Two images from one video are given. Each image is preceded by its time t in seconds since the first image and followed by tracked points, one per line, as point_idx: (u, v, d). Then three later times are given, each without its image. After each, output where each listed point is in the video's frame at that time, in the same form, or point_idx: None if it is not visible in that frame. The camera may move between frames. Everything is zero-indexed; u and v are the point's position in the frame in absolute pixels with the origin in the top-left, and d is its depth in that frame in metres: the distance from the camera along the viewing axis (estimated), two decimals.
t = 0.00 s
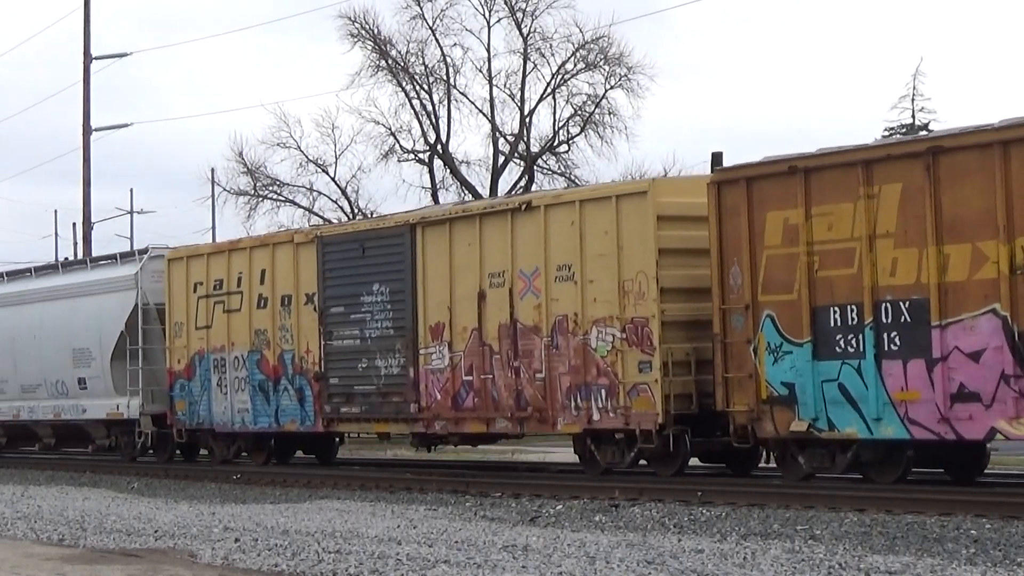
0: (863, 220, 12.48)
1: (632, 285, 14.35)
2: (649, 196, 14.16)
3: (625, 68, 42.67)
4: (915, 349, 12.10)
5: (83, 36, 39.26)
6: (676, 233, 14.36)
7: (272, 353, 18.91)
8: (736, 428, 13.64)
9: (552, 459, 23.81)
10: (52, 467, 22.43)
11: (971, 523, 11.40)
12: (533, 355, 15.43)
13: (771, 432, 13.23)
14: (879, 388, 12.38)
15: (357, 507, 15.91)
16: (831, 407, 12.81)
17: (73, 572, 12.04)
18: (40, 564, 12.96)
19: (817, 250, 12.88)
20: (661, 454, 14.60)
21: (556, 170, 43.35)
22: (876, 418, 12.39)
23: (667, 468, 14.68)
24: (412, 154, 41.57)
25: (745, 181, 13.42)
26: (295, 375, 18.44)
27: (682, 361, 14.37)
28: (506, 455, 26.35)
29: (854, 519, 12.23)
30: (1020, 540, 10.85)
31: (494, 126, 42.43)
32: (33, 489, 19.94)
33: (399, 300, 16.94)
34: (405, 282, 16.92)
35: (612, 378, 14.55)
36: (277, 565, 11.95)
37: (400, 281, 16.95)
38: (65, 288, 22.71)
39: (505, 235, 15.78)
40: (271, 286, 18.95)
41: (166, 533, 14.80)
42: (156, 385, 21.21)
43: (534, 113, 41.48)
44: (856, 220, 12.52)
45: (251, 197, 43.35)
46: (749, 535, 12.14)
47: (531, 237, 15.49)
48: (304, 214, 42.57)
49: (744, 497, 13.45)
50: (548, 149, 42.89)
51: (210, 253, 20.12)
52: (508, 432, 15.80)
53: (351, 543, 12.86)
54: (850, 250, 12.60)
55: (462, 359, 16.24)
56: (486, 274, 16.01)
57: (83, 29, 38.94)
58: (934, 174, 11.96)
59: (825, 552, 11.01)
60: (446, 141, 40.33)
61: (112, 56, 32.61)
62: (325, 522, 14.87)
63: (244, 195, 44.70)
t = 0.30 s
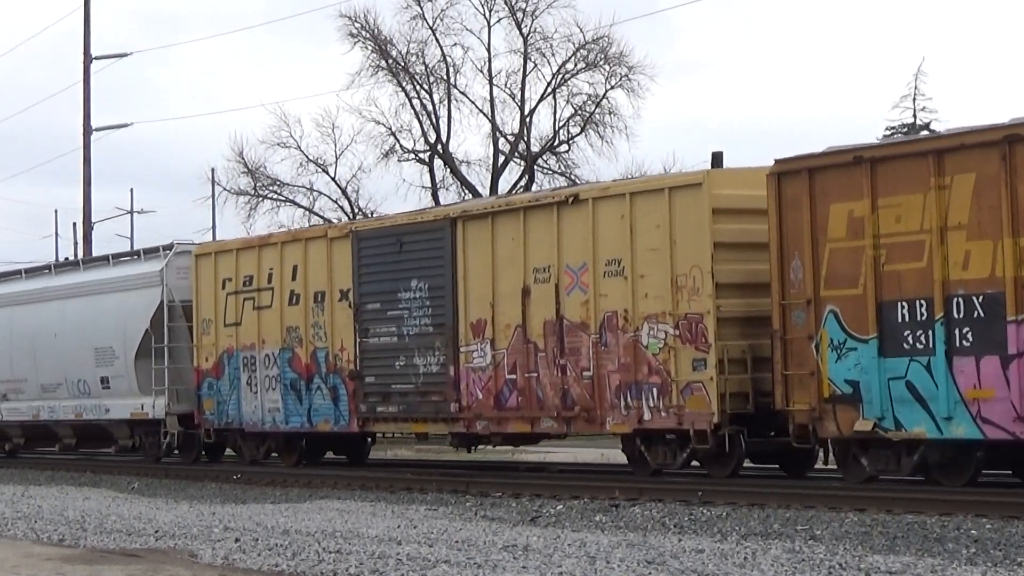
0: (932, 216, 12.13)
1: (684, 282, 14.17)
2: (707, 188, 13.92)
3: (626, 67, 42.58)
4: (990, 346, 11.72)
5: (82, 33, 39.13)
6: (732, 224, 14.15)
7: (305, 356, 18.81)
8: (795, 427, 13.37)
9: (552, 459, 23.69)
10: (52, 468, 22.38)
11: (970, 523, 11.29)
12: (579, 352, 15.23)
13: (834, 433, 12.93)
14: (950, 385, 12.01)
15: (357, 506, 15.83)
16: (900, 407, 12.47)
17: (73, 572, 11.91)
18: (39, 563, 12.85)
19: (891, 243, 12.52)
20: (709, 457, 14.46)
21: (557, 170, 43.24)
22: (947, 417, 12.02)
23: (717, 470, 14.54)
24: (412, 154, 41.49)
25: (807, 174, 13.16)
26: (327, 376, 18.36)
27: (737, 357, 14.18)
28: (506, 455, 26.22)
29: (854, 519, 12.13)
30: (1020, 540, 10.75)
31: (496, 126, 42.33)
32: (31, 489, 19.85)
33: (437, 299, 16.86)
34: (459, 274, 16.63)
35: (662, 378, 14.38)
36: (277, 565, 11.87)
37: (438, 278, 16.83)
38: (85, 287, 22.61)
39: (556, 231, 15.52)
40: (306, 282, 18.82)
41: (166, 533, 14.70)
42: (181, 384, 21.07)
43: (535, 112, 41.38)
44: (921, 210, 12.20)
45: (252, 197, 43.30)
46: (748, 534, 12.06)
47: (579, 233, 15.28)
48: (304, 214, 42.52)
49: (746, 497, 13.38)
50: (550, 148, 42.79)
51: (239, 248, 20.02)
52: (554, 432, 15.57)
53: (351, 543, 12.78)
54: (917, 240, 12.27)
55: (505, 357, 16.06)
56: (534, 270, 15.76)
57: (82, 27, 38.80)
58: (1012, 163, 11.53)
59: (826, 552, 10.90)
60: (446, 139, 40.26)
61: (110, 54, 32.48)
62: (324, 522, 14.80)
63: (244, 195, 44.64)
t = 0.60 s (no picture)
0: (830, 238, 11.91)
1: (623, 291, 12.71)
2: (641, 197, 12.50)
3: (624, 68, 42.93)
4: None
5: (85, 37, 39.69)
6: (794, 215, 11.74)
7: (237, 351, 17.39)
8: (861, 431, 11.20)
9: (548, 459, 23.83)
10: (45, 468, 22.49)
11: (971, 522, 10.30)
12: (433, 365, 14.44)
13: (897, 435, 10.80)
14: None
15: (357, 507, 15.30)
16: (972, 406, 10.37)
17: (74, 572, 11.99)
18: (40, 563, 12.97)
19: (736, 260, 11.75)
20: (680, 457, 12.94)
21: (558, 171, 43.56)
22: (947, 419, 10.47)
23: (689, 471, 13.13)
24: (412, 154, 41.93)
25: (719, 181, 11.85)
26: (280, 369, 16.59)
27: (798, 354, 11.72)
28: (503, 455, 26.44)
29: (854, 519, 11.08)
30: None
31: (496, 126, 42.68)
32: (32, 489, 20.13)
33: (424, 296, 14.54)
34: (332, 290, 15.90)
35: (611, 379, 12.80)
36: (278, 565, 11.90)
37: (405, 279, 14.79)
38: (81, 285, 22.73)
39: (471, 244, 14.06)
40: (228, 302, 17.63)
41: (167, 533, 14.70)
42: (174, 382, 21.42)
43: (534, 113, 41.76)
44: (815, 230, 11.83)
45: (253, 198, 43.82)
46: (748, 534, 11.04)
47: (530, 241, 13.53)
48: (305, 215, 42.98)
49: (746, 497, 12.06)
50: (551, 150, 43.13)
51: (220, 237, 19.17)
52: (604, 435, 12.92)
53: (351, 543, 12.80)
54: (796, 258, 11.75)
55: (551, 354, 13.33)
56: (579, 264, 13.11)
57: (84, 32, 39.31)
58: None
59: (827, 552, 10.10)
60: (445, 139, 40.74)
61: (116, 58, 32.85)
62: (326, 522, 14.64)
63: (243, 195, 45.15)
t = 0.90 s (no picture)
0: (889, 233, 11.69)
1: (676, 286, 12.48)
2: (695, 190, 12.28)
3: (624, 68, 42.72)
4: None
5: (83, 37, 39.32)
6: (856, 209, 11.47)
7: (266, 349, 17.07)
8: (929, 431, 10.96)
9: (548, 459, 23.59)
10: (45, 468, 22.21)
11: (971, 523, 10.29)
12: (475, 362, 14.23)
13: (973, 435, 10.56)
14: None
15: (357, 507, 15.06)
16: None
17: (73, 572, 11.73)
18: (39, 563, 12.74)
19: (796, 254, 11.51)
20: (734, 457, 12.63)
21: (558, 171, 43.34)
22: None
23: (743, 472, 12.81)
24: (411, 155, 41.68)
25: (778, 172, 11.62)
26: (313, 368, 16.34)
27: (862, 352, 11.47)
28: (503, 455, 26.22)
29: (855, 519, 11.08)
30: None
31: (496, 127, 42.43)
32: (32, 489, 19.91)
33: (465, 292, 14.32)
34: (367, 286, 15.66)
35: (664, 377, 12.58)
36: (278, 565, 11.62)
37: (446, 275, 14.57)
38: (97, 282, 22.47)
39: (516, 239, 13.84)
40: (257, 298, 17.28)
41: (167, 533, 14.43)
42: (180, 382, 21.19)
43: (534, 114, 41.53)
44: (876, 223, 11.59)
45: (252, 198, 43.55)
46: (748, 534, 11.03)
47: (577, 236, 13.31)
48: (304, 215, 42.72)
49: (746, 497, 12.17)
50: (551, 150, 42.89)
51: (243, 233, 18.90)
52: (655, 434, 12.72)
53: (351, 543, 12.47)
54: (857, 252, 11.50)
55: (599, 352, 13.10)
56: (629, 259, 12.88)
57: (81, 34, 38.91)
58: None
59: (826, 552, 10.03)
60: (444, 139, 40.50)
61: (115, 57, 32.46)
62: (327, 522, 14.34)
63: (242, 195, 44.90)
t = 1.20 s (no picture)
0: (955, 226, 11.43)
1: (731, 282, 12.23)
2: (752, 183, 12.03)
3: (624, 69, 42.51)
4: None
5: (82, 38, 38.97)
6: (922, 203, 11.24)
7: (299, 347, 16.84)
8: (1002, 432, 10.69)
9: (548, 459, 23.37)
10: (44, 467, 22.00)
11: (971, 523, 10.31)
12: (518, 361, 14.01)
13: None
14: None
15: (358, 507, 14.86)
16: None
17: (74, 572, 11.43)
18: (40, 564, 12.53)
19: (860, 249, 11.25)
20: (793, 459, 12.39)
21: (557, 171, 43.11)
22: None
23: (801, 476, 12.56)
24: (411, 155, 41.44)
25: (841, 165, 11.36)
26: (347, 366, 16.13)
27: (928, 351, 11.23)
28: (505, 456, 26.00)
29: (855, 519, 11.14)
30: None
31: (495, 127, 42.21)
32: (32, 489, 19.72)
33: (508, 289, 14.09)
34: (404, 283, 15.43)
35: (719, 377, 12.36)
36: (278, 565, 11.39)
37: (487, 271, 14.33)
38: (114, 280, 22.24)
39: (562, 235, 13.61)
40: (288, 296, 17.06)
41: (168, 534, 14.20)
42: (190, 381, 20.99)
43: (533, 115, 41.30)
44: (941, 217, 11.35)
45: (251, 198, 43.30)
46: (748, 534, 11.04)
47: (627, 231, 13.07)
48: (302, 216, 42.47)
49: (747, 498, 12.36)
50: (551, 150, 42.67)
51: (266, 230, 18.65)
52: (708, 435, 12.53)
53: (352, 544, 12.23)
54: (923, 246, 11.26)
55: (649, 350, 12.88)
56: (681, 254, 12.63)
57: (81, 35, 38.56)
58: None
59: (826, 552, 9.96)
60: (443, 140, 40.28)
61: (115, 56, 32.12)
62: (327, 521, 14.11)
63: (242, 195, 44.68)
